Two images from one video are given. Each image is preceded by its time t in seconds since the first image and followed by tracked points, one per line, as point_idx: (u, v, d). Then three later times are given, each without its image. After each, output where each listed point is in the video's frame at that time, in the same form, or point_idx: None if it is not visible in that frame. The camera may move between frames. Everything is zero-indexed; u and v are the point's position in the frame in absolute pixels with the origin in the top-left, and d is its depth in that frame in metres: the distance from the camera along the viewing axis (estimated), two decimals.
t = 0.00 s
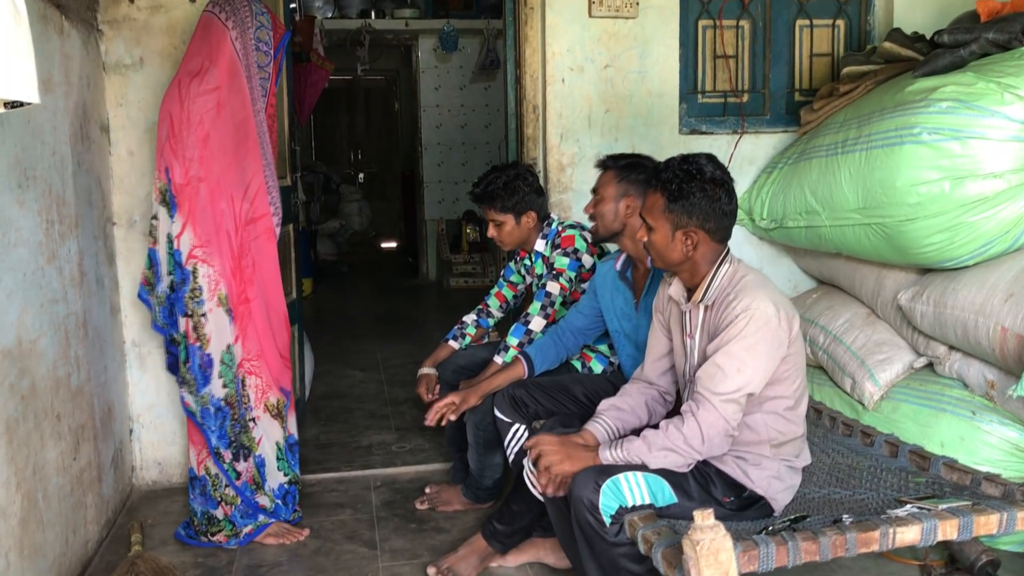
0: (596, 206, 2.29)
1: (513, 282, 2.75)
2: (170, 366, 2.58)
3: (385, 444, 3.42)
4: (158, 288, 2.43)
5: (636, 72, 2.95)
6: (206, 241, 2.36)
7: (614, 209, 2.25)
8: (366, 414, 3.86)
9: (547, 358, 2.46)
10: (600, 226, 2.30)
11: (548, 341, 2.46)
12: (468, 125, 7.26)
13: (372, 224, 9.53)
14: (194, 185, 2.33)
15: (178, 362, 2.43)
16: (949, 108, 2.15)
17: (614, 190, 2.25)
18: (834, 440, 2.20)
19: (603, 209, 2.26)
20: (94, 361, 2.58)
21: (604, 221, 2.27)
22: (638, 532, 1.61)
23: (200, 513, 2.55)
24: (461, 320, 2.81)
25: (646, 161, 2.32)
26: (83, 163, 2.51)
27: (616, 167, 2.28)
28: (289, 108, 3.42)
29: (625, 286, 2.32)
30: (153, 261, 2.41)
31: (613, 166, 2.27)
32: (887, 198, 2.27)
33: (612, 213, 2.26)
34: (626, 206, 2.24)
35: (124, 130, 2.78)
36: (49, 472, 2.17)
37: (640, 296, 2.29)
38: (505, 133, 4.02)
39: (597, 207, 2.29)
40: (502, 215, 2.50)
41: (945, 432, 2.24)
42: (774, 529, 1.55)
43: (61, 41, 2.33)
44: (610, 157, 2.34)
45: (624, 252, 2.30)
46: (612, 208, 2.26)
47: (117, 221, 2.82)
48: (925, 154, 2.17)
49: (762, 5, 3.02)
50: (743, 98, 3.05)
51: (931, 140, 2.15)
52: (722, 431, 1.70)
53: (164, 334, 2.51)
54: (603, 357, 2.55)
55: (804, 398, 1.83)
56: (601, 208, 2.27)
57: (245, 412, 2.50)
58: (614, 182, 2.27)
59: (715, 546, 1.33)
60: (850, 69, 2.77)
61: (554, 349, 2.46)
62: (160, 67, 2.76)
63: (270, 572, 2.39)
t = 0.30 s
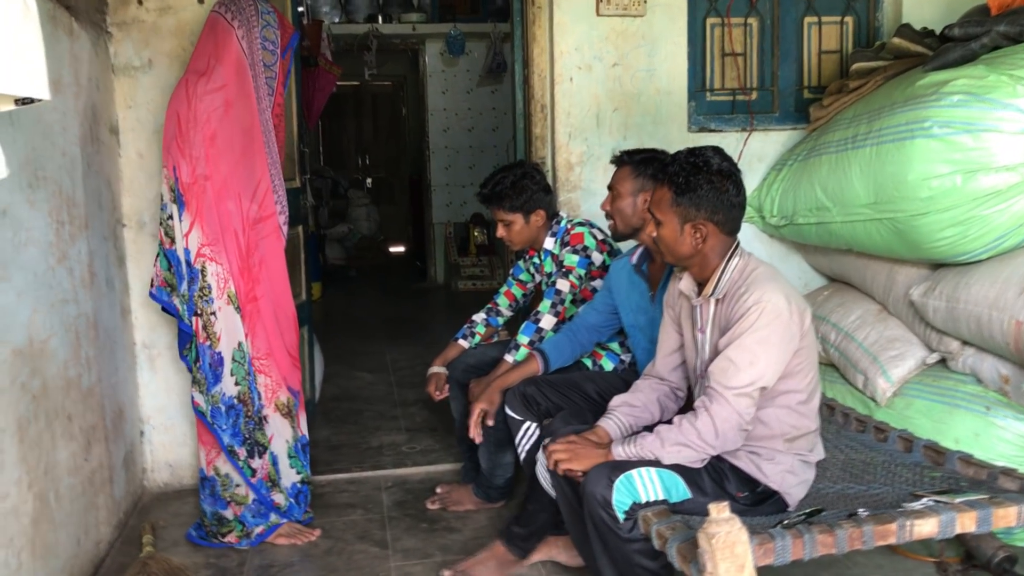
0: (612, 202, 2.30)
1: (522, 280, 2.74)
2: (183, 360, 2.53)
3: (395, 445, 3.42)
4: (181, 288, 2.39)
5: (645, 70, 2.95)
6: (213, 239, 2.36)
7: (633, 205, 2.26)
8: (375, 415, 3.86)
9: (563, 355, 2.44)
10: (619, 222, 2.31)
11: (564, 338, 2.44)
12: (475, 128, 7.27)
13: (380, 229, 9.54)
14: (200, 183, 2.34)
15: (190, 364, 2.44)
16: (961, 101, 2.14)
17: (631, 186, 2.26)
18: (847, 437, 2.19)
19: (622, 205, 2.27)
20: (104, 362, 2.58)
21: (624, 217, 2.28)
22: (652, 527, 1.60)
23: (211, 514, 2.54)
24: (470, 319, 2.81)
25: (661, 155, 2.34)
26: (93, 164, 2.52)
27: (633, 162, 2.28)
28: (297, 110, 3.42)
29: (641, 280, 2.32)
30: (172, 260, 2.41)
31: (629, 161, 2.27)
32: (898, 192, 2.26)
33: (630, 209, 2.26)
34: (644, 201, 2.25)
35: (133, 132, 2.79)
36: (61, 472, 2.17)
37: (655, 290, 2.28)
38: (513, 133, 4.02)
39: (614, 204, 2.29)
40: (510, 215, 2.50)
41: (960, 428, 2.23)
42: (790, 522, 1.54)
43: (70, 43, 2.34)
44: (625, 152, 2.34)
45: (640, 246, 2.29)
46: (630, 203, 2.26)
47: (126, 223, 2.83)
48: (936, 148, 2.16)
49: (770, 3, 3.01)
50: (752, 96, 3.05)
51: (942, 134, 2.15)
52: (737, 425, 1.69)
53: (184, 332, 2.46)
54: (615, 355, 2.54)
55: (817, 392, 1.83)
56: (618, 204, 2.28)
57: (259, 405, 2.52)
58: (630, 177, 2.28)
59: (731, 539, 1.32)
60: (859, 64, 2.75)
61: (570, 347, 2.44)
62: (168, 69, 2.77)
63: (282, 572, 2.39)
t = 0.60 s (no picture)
0: (617, 196, 2.29)
1: (533, 279, 2.73)
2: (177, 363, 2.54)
3: (408, 448, 3.40)
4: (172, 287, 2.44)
5: (652, 66, 2.94)
6: (215, 238, 2.36)
7: (638, 198, 2.25)
8: (387, 419, 3.84)
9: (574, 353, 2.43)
10: (622, 216, 2.29)
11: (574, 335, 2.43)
12: (481, 133, 7.27)
13: (388, 236, 9.55)
14: (202, 181, 2.34)
15: (188, 365, 2.42)
16: (973, 89, 2.12)
17: (637, 179, 2.24)
18: (865, 430, 2.17)
19: (626, 198, 2.25)
20: (115, 367, 2.58)
21: (629, 211, 2.27)
22: (669, 521, 1.58)
23: (223, 518, 2.54)
24: (481, 319, 2.80)
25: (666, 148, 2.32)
26: (100, 169, 2.53)
27: (637, 157, 2.27)
28: (304, 114, 3.43)
29: (648, 277, 2.30)
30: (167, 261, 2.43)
31: (635, 154, 2.25)
32: (910, 181, 2.24)
33: (636, 201, 2.25)
34: (651, 193, 2.24)
35: (140, 137, 2.80)
36: (73, 477, 2.17)
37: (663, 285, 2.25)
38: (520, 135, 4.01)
39: (619, 197, 2.28)
40: (520, 212, 2.49)
41: (979, 420, 2.18)
42: (811, 512, 1.52)
43: (76, 47, 2.34)
44: (631, 146, 2.33)
45: (646, 242, 2.28)
46: (636, 196, 2.25)
47: (135, 228, 2.84)
48: (948, 136, 2.14)
49: None
50: (761, 91, 3.03)
51: (955, 122, 2.12)
52: (757, 418, 1.67)
53: (177, 333, 2.50)
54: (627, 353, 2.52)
55: (835, 383, 1.81)
56: (624, 198, 2.26)
57: (262, 407, 2.50)
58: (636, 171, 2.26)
59: (752, 528, 1.31)
60: (869, 56, 2.73)
61: (582, 344, 2.43)
62: (174, 74, 2.78)
63: None
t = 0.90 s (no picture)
0: (618, 193, 2.28)
1: (538, 281, 2.73)
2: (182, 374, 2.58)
3: (417, 453, 3.40)
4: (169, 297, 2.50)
5: (653, 66, 2.95)
6: (217, 247, 2.38)
7: (637, 195, 2.24)
8: (395, 426, 3.84)
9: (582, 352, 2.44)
10: (623, 213, 2.29)
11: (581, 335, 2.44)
12: (484, 140, 7.29)
13: (392, 244, 9.57)
14: (204, 190, 2.36)
15: (191, 374, 2.45)
16: (976, 80, 2.12)
17: (636, 176, 2.24)
18: (875, 424, 2.16)
19: (625, 196, 2.25)
20: (122, 377, 2.59)
21: (628, 207, 2.26)
22: (682, 517, 1.58)
23: (232, 528, 2.55)
24: (488, 322, 2.80)
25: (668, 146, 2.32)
26: (105, 179, 2.54)
27: (639, 153, 2.27)
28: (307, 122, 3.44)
29: (651, 277, 2.31)
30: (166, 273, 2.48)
31: (636, 151, 2.26)
32: (915, 174, 2.24)
33: (636, 199, 2.24)
34: (649, 190, 2.23)
35: (144, 147, 2.81)
36: (83, 486, 2.17)
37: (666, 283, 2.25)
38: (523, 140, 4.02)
39: (620, 194, 2.27)
40: (525, 212, 2.49)
41: (990, 412, 2.17)
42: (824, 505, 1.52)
43: (79, 58, 2.36)
44: (631, 145, 2.33)
45: (648, 240, 2.29)
46: (635, 194, 2.24)
47: (140, 238, 2.85)
48: (953, 127, 2.14)
49: None
50: (763, 89, 3.03)
51: (959, 113, 2.13)
52: (768, 413, 1.66)
53: (176, 344, 2.52)
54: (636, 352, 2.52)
55: (845, 375, 1.80)
56: (623, 194, 2.26)
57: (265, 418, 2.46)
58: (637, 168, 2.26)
59: (765, 521, 1.30)
60: (870, 51, 2.74)
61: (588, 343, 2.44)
62: (177, 83, 2.79)
63: None
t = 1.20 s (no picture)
0: (621, 187, 2.28)
1: (541, 278, 2.72)
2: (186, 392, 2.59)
3: (421, 454, 3.39)
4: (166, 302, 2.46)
5: (652, 61, 2.94)
6: (219, 248, 2.35)
7: (642, 190, 2.24)
8: (399, 427, 3.83)
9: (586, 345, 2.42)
10: (629, 209, 2.29)
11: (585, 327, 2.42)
12: (483, 141, 7.28)
13: (393, 248, 9.56)
14: (205, 192, 2.33)
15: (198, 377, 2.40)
16: (977, 67, 2.12)
17: (640, 171, 2.24)
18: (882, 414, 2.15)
19: (630, 191, 2.24)
20: (124, 380, 2.58)
21: (632, 203, 2.26)
22: (690, 509, 1.56)
23: (238, 530, 2.53)
24: (491, 319, 2.79)
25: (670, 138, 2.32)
26: (104, 183, 2.53)
27: (641, 147, 2.26)
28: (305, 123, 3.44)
29: (654, 268, 2.29)
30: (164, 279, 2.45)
31: (637, 146, 2.25)
32: (917, 162, 2.22)
33: (640, 194, 2.24)
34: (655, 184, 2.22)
35: (143, 150, 2.80)
36: (86, 490, 2.16)
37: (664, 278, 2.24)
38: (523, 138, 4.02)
39: (623, 189, 2.27)
40: (527, 207, 2.49)
41: (998, 400, 2.15)
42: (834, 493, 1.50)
43: (76, 61, 2.35)
44: (632, 138, 2.33)
45: (651, 233, 2.26)
46: (639, 189, 2.24)
47: (140, 242, 2.84)
48: (955, 115, 2.13)
49: None
50: (762, 82, 3.03)
51: (960, 100, 2.12)
52: (774, 402, 1.65)
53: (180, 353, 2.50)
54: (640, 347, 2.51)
55: (852, 363, 1.79)
56: (628, 190, 2.25)
57: (270, 419, 2.48)
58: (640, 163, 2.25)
59: (775, 510, 1.29)
60: (869, 42, 2.73)
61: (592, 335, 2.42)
62: (174, 85, 2.79)
63: None
